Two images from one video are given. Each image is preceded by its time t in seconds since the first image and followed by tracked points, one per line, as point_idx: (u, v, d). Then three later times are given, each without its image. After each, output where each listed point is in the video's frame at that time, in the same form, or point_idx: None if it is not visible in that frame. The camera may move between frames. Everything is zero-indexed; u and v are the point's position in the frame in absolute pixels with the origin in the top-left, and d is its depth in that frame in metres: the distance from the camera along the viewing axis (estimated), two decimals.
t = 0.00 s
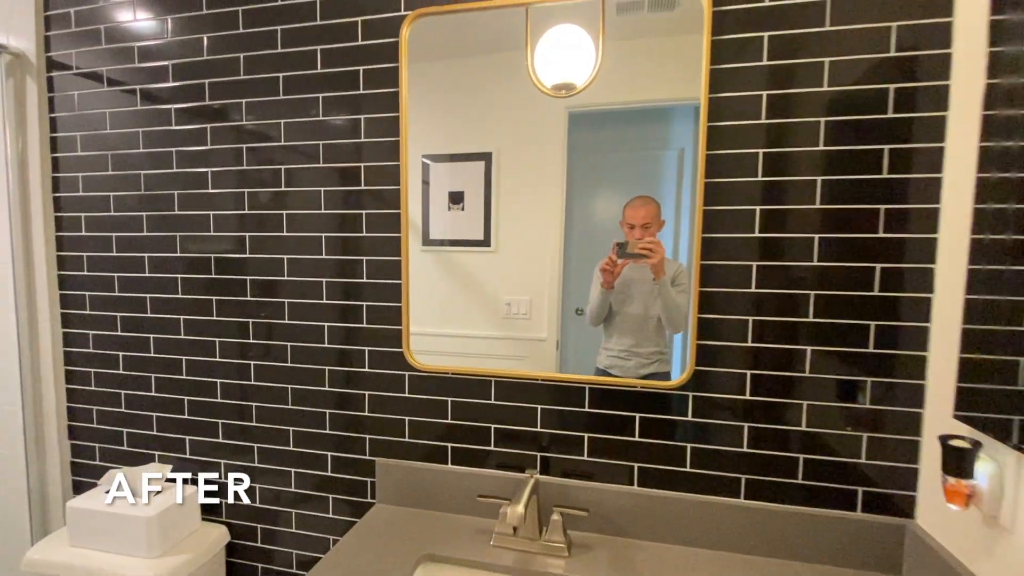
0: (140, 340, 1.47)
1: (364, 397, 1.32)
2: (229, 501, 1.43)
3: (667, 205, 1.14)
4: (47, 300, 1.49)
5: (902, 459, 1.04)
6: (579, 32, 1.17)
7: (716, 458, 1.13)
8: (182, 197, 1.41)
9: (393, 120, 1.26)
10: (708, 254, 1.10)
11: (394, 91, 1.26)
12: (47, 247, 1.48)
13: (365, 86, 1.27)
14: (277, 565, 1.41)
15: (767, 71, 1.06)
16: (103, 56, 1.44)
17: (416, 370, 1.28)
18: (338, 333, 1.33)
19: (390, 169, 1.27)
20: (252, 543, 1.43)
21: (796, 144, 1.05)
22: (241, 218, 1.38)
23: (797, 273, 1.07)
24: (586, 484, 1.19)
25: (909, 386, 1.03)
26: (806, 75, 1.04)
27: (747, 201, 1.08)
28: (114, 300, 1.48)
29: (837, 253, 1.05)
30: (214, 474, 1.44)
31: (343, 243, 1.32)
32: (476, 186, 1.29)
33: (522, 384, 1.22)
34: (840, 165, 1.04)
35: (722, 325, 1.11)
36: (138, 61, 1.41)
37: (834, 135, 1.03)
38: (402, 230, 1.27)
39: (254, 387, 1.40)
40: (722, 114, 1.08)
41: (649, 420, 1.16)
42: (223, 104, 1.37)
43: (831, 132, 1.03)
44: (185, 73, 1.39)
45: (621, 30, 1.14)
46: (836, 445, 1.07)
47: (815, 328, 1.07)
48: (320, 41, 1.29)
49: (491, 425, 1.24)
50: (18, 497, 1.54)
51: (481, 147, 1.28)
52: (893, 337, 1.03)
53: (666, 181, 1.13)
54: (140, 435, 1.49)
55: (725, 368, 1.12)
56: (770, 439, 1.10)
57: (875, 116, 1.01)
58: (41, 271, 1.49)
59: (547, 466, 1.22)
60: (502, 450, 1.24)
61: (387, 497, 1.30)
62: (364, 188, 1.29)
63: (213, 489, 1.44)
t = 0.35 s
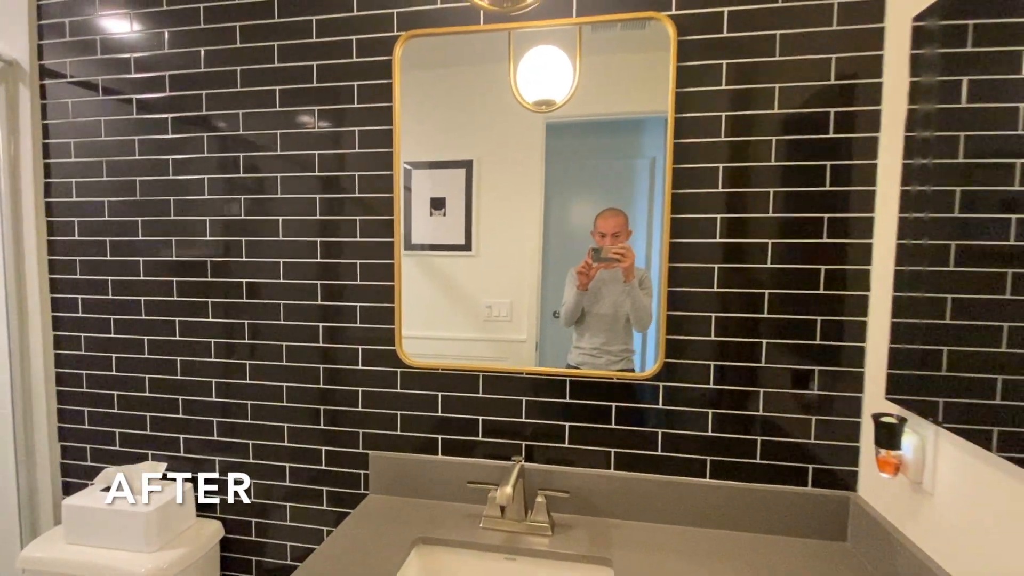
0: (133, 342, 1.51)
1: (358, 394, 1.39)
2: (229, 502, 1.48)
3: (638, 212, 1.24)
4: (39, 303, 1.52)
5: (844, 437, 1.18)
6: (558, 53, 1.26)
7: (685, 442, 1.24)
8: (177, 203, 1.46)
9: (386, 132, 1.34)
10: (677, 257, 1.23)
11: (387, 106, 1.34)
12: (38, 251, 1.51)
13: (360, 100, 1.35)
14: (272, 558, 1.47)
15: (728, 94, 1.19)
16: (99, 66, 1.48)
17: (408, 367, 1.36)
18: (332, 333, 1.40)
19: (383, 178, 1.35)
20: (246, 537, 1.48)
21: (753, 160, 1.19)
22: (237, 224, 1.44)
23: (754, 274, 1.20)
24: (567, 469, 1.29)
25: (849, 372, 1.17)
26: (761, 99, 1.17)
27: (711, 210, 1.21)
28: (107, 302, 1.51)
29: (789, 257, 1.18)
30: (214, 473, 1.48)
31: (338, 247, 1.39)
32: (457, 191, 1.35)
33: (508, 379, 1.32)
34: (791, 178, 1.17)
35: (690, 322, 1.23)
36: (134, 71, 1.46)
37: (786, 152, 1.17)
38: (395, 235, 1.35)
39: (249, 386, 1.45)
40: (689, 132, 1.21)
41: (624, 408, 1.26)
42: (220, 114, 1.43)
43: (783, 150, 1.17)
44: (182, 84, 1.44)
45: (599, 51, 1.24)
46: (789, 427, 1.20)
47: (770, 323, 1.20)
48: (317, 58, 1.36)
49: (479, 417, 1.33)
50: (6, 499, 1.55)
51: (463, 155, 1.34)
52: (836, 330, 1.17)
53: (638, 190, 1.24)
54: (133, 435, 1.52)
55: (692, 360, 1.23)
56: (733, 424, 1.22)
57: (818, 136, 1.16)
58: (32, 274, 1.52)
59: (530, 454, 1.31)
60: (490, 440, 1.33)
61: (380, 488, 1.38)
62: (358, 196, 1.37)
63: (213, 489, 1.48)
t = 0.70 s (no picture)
0: (116, 357, 1.50)
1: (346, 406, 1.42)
2: (229, 501, 1.47)
3: (618, 229, 1.31)
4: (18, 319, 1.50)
5: (811, 441, 1.26)
6: (541, 76, 1.32)
7: (664, 447, 1.31)
8: (164, 218, 1.47)
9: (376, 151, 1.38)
10: (655, 272, 1.30)
11: (377, 126, 1.38)
12: (19, 266, 1.50)
13: (350, 119, 1.39)
14: (258, 571, 1.47)
15: (700, 121, 1.27)
16: (86, 81, 1.49)
17: (396, 380, 1.39)
18: (321, 347, 1.42)
19: (372, 195, 1.39)
20: (232, 552, 1.48)
21: (725, 182, 1.27)
22: (225, 238, 1.45)
23: (727, 288, 1.28)
24: (552, 476, 1.34)
25: (816, 380, 1.25)
26: (731, 125, 1.26)
27: (686, 228, 1.28)
28: (89, 317, 1.51)
29: (758, 272, 1.26)
30: (214, 474, 1.47)
31: (327, 262, 1.41)
32: (441, 206, 1.38)
33: (495, 390, 1.36)
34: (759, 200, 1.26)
35: (668, 333, 1.30)
36: (122, 87, 1.47)
37: (754, 175, 1.26)
38: (384, 251, 1.39)
39: (236, 399, 1.46)
40: (665, 155, 1.28)
41: (607, 417, 1.32)
42: (209, 131, 1.45)
43: (751, 172, 1.26)
44: (171, 100, 1.46)
45: (580, 77, 1.31)
46: (761, 432, 1.28)
47: (742, 334, 1.27)
48: (308, 78, 1.40)
49: (466, 427, 1.37)
50: None
51: (450, 171, 1.37)
52: (803, 341, 1.26)
53: (618, 208, 1.30)
54: (115, 450, 1.51)
55: (670, 370, 1.30)
56: (708, 430, 1.29)
57: (783, 160, 1.25)
58: (12, 289, 1.50)
59: (517, 463, 1.36)
60: (477, 450, 1.37)
61: (368, 499, 1.40)
62: (347, 212, 1.40)
63: (213, 489, 1.47)
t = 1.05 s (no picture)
0: (90, 383, 1.46)
1: (329, 433, 1.39)
2: (229, 501, 1.42)
3: (604, 256, 1.32)
4: None
5: (794, 464, 1.28)
6: (527, 101, 1.33)
7: (650, 471, 1.31)
8: (143, 240, 1.44)
9: (362, 175, 1.38)
10: (640, 297, 1.31)
11: (364, 150, 1.38)
12: None
13: (336, 143, 1.38)
14: None
15: (683, 149, 1.30)
16: (64, 100, 1.46)
17: (382, 406, 1.37)
18: (304, 372, 1.40)
19: (358, 219, 1.38)
20: None
21: (707, 208, 1.30)
22: (205, 261, 1.43)
23: (710, 313, 1.30)
24: (539, 502, 1.33)
25: (797, 403, 1.28)
26: (712, 154, 1.29)
27: (670, 254, 1.30)
28: (62, 342, 1.47)
29: (740, 297, 1.29)
30: (214, 473, 1.43)
31: (311, 286, 1.40)
32: (425, 223, 1.36)
33: (481, 415, 1.35)
34: (740, 226, 1.29)
35: (653, 358, 1.31)
36: (101, 107, 1.45)
37: (735, 202, 1.29)
38: (369, 274, 1.38)
39: (215, 426, 1.43)
40: (648, 182, 1.31)
41: (593, 441, 1.32)
42: (191, 153, 1.43)
43: (733, 199, 1.29)
44: (152, 121, 1.44)
45: (567, 102, 1.31)
46: (745, 455, 1.29)
47: (726, 358, 1.29)
48: (293, 101, 1.39)
49: (453, 453, 1.36)
50: None
51: (435, 188, 1.35)
52: (784, 364, 1.28)
53: (603, 234, 1.31)
54: (88, 479, 1.47)
55: (656, 394, 1.31)
56: (693, 453, 1.30)
57: (763, 188, 1.28)
58: None
59: (503, 489, 1.35)
60: (462, 476, 1.36)
61: (352, 528, 1.38)
62: (332, 235, 1.39)
63: (213, 488, 1.43)
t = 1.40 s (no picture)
0: (63, 409, 1.42)
1: (311, 459, 1.36)
2: (229, 502, 1.38)
3: (590, 280, 1.32)
4: None
5: (779, 487, 1.28)
6: (513, 125, 1.34)
7: (637, 496, 1.31)
8: (121, 262, 1.42)
9: (347, 198, 1.37)
10: (625, 321, 1.32)
11: (350, 172, 1.37)
12: None
13: (322, 165, 1.38)
14: None
15: (666, 174, 1.32)
16: (43, 119, 1.44)
17: (366, 431, 1.35)
18: (285, 397, 1.37)
19: (343, 241, 1.37)
20: None
21: (690, 233, 1.31)
22: (186, 283, 1.41)
23: (695, 336, 1.31)
24: (525, 529, 1.31)
25: (782, 426, 1.29)
26: (695, 179, 1.31)
27: (655, 278, 1.31)
28: (35, 366, 1.43)
29: (724, 320, 1.30)
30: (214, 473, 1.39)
31: (294, 309, 1.38)
32: (411, 242, 1.35)
33: (466, 440, 1.33)
34: (723, 251, 1.31)
35: (639, 381, 1.31)
36: (82, 127, 1.43)
37: (718, 226, 1.31)
38: (354, 298, 1.36)
39: (193, 452, 1.39)
40: (633, 207, 1.32)
41: (579, 466, 1.31)
42: (173, 174, 1.41)
43: (716, 224, 1.31)
44: (134, 141, 1.42)
45: (552, 127, 1.33)
46: (731, 479, 1.29)
47: (711, 381, 1.30)
48: (279, 123, 1.39)
49: (437, 479, 1.34)
50: None
51: (421, 206, 1.35)
52: (769, 387, 1.29)
53: (589, 258, 1.32)
54: (57, 510, 1.42)
55: (642, 418, 1.31)
56: (680, 477, 1.30)
57: (745, 213, 1.30)
58: None
59: (489, 515, 1.33)
60: (447, 503, 1.34)
61: (333, 558, 1.34)
62: (317, 258, 1.38)
63: (213, 489, 1.38)
